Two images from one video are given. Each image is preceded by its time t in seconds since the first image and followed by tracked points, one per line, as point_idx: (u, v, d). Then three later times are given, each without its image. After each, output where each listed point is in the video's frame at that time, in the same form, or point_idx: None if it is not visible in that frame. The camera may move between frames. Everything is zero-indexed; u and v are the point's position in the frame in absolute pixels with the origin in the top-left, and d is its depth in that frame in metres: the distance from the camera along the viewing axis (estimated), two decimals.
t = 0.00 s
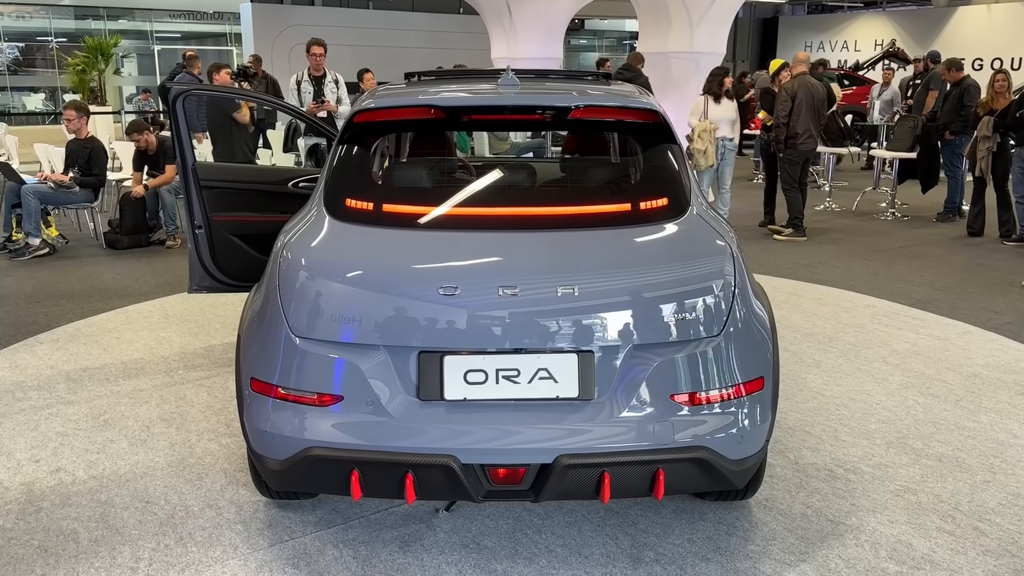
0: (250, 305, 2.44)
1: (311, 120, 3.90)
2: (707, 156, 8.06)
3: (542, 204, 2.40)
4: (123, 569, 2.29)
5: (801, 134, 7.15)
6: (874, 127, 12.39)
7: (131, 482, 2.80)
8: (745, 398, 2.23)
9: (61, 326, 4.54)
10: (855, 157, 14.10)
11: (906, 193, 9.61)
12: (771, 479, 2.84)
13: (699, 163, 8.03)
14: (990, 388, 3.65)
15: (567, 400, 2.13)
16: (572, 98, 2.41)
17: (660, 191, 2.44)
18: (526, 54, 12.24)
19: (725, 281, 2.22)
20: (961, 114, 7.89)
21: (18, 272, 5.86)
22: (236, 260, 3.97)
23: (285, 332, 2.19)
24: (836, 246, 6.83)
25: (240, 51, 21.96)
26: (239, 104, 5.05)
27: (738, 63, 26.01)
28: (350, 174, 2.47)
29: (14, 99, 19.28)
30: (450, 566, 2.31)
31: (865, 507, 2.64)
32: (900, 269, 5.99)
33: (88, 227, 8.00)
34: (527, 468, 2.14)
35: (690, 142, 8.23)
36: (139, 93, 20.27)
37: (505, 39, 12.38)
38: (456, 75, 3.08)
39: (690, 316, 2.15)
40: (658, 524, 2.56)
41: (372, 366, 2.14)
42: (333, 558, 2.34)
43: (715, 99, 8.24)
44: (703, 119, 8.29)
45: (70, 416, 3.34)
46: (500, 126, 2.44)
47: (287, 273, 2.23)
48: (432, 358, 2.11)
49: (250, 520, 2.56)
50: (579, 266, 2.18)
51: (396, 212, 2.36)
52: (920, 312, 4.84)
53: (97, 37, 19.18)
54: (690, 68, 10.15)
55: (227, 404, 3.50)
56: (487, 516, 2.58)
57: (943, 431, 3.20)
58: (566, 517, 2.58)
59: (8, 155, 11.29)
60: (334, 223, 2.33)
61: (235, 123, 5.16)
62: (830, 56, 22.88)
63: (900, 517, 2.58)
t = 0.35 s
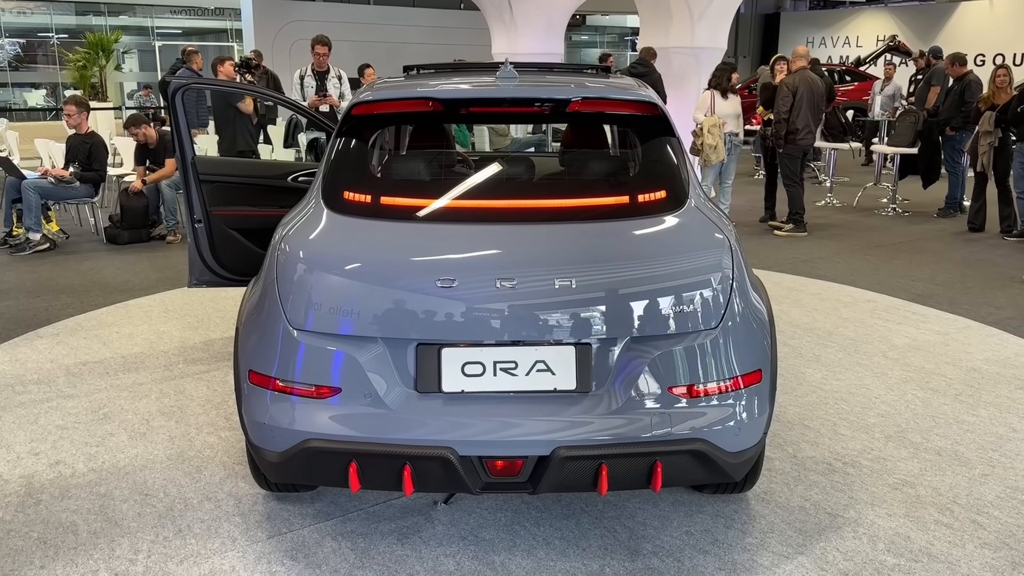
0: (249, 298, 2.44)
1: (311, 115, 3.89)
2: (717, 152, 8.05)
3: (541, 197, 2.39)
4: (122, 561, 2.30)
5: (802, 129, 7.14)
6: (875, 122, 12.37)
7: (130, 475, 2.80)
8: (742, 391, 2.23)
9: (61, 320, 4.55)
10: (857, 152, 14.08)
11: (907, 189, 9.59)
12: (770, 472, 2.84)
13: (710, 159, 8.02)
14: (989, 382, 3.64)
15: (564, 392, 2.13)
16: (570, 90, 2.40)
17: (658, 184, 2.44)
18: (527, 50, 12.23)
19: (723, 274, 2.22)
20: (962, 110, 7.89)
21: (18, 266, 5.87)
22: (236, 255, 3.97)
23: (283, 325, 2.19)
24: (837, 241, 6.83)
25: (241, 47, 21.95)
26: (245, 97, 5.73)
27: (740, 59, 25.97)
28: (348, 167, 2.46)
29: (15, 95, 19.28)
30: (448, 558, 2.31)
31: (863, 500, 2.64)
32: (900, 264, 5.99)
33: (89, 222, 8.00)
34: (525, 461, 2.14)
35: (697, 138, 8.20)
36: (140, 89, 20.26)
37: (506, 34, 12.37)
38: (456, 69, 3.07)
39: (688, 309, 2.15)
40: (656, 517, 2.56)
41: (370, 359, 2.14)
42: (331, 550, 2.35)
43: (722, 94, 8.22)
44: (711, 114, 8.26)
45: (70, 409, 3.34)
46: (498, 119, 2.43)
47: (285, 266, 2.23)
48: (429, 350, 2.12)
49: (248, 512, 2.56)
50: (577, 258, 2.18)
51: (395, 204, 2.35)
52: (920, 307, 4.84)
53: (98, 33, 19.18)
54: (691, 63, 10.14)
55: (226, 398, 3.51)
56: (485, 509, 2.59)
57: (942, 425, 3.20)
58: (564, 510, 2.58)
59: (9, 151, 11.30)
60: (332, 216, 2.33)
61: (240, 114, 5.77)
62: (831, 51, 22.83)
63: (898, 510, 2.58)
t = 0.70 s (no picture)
0: (252, 292, 2.44)
1: (314, 111, 3.89)
2: (719, 148, 8.04)
3: (544, 191, 2.39)
4: (126, 555, 2.31)
5: (806, 125, 7.12)
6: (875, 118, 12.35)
7: (134, 469, 2.81)
8: (745, 385, 2.23)
9: (65, 316, 4.56)
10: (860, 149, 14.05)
11: (910, 185, 9.56)
12: (773, 467, 2.84)
13: (712, 156, 8.01)
14: (993, 377, 3.64)
15: (567, 385, 2.14)
16: (572, 84, 2.40)
17: (661, 177, 2.43)
18: (529, 46, 12.23)
19: (726, 268, 2.21)
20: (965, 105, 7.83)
21: (22, 262, 5.88)
22: (239, 251, 3.97)
23: (286, 319, 2.20)
24: (841, 237, 6.81)
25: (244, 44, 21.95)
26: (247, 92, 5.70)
27: (743, 55, 25.93)
28: (351, 162, 2.46)
29: (19, 93, 19.32)
30: (451, 552, 2.31)
31: (867, 495, 2.64)
32: (904, 260, 5.98)
33: (93, 218, 8.01)
34: (527, 455, 2.14)
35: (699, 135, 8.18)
36: (144, 86, 20.26)
37: (509, 30, 12.37)
38: (459, 64, 3.07)
39: (691, 303, 2.15)
40: (659, 511, 2.56)
41: (373, 353, 2.14)
42: (334, 544, 2.35)
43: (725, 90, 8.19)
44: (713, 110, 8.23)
45: (74, 404, 3.35)
46: (501, 113, 2.43)
47: (288, 260, 2.24)
48: (432, 344, 2.12)
49: (252, 506, 2.57)
50: (579, 252, 2.18)
51: (398, 198, 2.35)
52: (924, 302, 4.83)
53: (101, 31, 19.19)
54: (694, 58, 10.13)
55: (230, 394, 3.51)
56: (488, 503, 2.59)
57: (946, 420, 3.20)
58: (567, 504, 2.58)
59: (13, 148, 11.31)
60: (335, 211, 2.33)
61: (241, 107, 5.78)
62: (835, 47, 22.77)
63: (901, 504, 2.58)
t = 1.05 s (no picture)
0: (257, 289, 2.45)
1: (320, 110, 3.88)
2: (727, 147, 8.00)
3: (548, 188, 2.39)
4: (131, 552, 2.31)
5: (813, 124, 7.10)
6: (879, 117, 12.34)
7: (139, 467, 2.81)
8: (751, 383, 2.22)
9: (71, 315, 4.57)
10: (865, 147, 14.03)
11: (916, 184, 9.52)
12: (779, 465, 2.83)
13: (721, 154, 7.94)
14: (1000, 376, 3.62)
15: (572, 383, 2.13)
16: (577, 81, 2.39)
17: (666, 175, 2.42)
18: (534, 46, 12.23)
19: (731, 265, 2.20)
20: (970, 106, 7.86)
21: (28, 261, 5.89)
22: (244, 250, 3.96)
23: (291, 317, 2.19)
24: (847, 236, 6.80)
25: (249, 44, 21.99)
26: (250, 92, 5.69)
27: (748, 54, 25.90)
28: (356, 159, 2.46)
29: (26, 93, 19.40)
30: (456, 550, 2.31)
31: (872, 493, 2.63)
32: (910, 259, 5.96)
33: (99, 217, 8.03)
34: (532, 452, 2.13)
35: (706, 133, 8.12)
36: (149, 86, 20.32)
37: (514, 30, 12.37)
38: (464, 62, 3.08)
39: (696, 301, 2.14)
40: (664, 509, 2.55)
41: (377, 351, 2.14)
42: (339, 542, 2.35)
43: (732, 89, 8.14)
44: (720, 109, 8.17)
45: (80, 403, 3.35)
46: (506, 110, 2.42)
47: (293, 258, 2.24)
48: (437, 342, 2.12)
49: (257, 504, 2.57)
50: (584, 250, 2.17)
51: (402, 196, 2.35)
52: (930, 301, 4.81)
53: (107, 31, 19.24)
54: (699, 57, 10.11)
55: (235, 392, 3.51)
56: (493, 500, 2.58)
57: (952, 419, 3.18)
58: (572, 502, 2.57)
59: (19, 148, 11.34)
60: (340, 208, 2.33)
61: (247, 105, 5.77)
62: (840, 47, 22.74)
63: (907, 503, 2.57)
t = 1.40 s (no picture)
0: (258, 292, 2.45)
1: (324, 116, 3.89)
2: (731, 152, 7.99)
3: (549, 193, 2.38)
4: (130, 556, 2.30)
5: (817, 131, 7.09)
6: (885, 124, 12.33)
7: (139, 471, 2.81)
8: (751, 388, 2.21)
9: (73, 318, 4.57)
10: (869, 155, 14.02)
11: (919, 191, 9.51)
12: (780, 472, 2.82)
13: (723, 159, 7.95)
14: (1003, 383, 3.61)
15: (572, 388, 2.12)
16: (578, 86, 2.38)
17: (666, 179, 2.42)
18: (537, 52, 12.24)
19: (732, 271, 2.20)
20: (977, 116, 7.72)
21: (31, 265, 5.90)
22: (247, 255, 3.98)
23: (291, 321, 2.19)
24: (850, 243, 6.79)
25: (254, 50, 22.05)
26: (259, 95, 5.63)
27: (751, 61, 25.92)
28: (357, 163, 2.46)
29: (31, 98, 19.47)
30: (455, 555, 2.30)
31: (874, 500, 2.62)
32: (914, 265, 5.94)
33: (102, 221, 8.04)
34: (532, 457, 2.12)
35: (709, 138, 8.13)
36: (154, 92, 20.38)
37: (517, 36, 12.40)
38: (466, 66, 3.08)
39: (697, 306, 2.14)
40: (665, 515, 2.54)
41: (377, 355, 2.14)
42: (338, 547, 2.35)
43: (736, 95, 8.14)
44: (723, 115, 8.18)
45: (80, 407, 3.35)
46: (508, 115, 2.42)
47: (293, 262, 2.23)
48: (437, 345, 2.11)
49: (256, 508, 2.56)
50: (585, 254, 2.17)
51: (402, 200, 2.34)
52: (933, 308, 4.80)
53: (112, 37, 19.30)
54: (703, 63, 10.10)
55: (235, 396, 3.51)
56: (493, 505, 2.57)
57: (955, 426, 3.17)
58: (572, 508, 2.56)
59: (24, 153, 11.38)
60: (340, 212, 2.33)
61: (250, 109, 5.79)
62: (844, 54, 22.74)
63: (909, 510, 2.56)
